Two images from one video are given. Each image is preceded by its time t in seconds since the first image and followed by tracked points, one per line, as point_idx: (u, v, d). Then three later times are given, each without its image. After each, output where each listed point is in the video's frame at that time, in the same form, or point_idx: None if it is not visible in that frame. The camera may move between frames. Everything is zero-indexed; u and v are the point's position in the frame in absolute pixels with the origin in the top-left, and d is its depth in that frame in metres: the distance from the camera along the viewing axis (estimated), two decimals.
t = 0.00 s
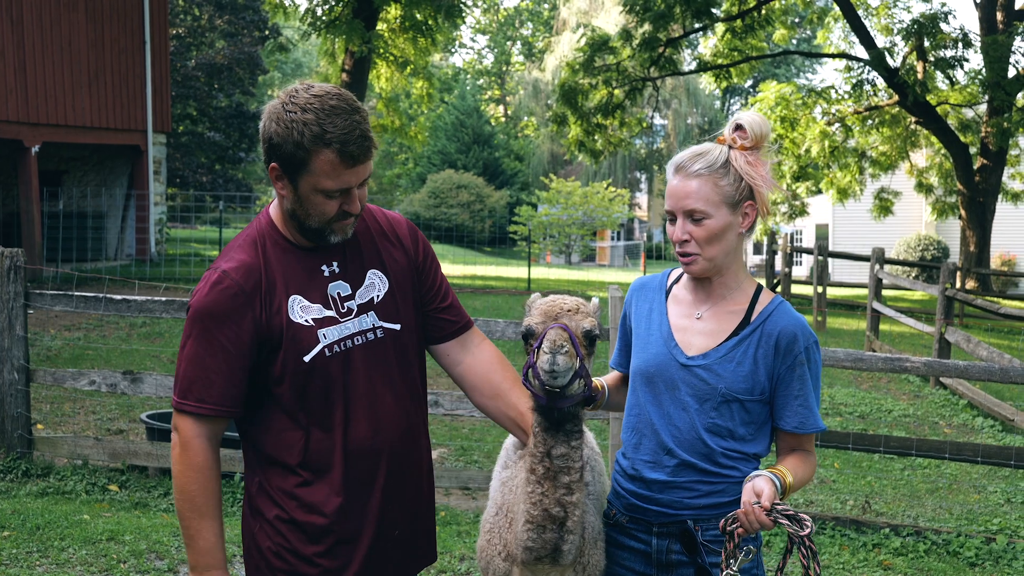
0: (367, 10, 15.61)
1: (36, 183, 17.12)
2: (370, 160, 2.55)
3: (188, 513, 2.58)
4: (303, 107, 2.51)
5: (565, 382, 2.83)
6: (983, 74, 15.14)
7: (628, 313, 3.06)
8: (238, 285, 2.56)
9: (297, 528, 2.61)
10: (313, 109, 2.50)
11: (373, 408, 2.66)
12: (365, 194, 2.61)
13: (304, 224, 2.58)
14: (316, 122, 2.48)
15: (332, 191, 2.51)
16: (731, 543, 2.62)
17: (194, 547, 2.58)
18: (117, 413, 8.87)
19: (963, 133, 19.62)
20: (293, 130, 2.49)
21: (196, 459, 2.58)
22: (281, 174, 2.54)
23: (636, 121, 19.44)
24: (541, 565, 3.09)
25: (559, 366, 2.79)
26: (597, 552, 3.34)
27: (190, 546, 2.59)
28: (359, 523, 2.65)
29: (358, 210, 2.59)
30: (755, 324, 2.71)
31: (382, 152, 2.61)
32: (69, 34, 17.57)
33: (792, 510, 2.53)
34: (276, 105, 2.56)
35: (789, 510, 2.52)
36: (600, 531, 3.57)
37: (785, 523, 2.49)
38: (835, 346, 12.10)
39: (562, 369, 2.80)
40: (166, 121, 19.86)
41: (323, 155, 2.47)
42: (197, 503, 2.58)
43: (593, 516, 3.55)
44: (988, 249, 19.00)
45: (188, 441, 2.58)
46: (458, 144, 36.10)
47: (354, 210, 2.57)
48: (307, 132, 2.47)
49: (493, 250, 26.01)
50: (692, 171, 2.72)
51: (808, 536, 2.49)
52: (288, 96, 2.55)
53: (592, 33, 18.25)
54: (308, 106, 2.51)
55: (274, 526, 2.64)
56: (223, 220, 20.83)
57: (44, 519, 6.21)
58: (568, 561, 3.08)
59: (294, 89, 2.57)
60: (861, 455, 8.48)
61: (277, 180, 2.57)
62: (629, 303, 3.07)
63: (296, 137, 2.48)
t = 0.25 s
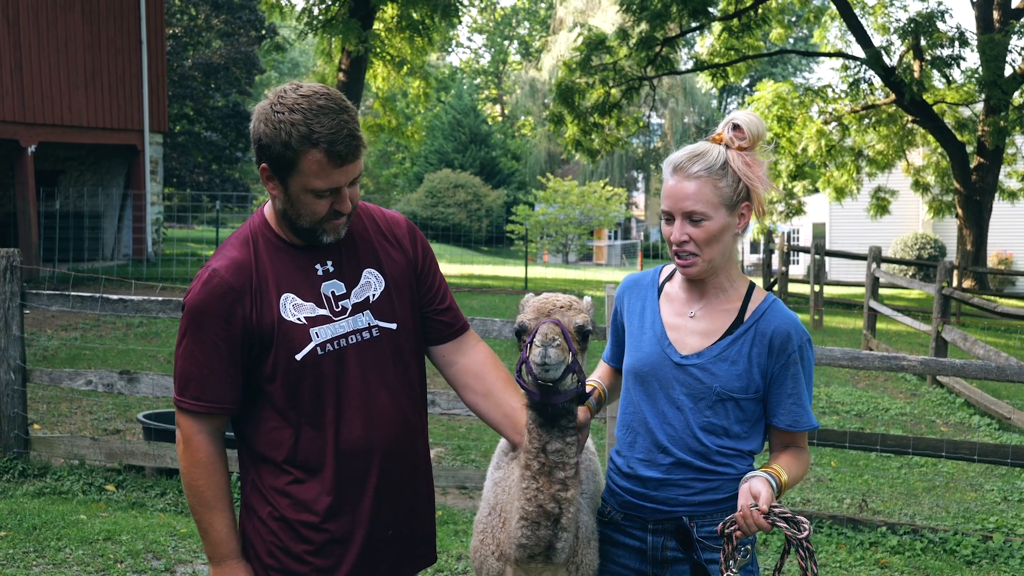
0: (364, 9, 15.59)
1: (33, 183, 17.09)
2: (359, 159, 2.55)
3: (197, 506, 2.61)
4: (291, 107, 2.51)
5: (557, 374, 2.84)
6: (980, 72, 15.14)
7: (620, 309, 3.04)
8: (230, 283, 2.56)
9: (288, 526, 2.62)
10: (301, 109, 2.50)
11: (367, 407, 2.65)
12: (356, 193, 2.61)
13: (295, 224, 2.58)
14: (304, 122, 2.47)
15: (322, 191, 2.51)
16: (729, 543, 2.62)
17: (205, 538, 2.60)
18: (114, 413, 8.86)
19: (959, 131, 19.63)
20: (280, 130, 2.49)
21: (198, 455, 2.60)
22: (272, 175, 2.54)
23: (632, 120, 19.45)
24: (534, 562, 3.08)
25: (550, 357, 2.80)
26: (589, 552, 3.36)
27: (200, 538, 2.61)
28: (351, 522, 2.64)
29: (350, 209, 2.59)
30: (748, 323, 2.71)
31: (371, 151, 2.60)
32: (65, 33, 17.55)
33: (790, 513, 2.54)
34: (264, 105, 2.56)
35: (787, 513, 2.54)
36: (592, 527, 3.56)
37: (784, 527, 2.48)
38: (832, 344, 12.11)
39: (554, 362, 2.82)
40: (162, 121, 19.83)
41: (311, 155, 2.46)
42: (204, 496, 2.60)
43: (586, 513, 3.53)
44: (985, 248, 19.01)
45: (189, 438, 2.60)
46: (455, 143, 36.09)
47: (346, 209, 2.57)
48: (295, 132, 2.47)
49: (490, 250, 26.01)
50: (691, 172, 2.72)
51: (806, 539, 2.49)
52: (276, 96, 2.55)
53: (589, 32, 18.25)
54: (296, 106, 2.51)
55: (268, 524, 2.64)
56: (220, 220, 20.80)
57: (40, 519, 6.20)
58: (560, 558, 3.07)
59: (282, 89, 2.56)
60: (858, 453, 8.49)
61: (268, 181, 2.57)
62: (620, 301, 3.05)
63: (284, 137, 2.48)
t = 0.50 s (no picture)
0: (361, 7, 15.56)
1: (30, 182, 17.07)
2: (353, 157, 2.54)
3: (193, 503, 2.59)
4: (285, 105, 2.50)
5: (541, 363, 2.74)
6: (977, 69, 15.15)
7: (615, 305, 3.03)
8: (227, 279, 2.55)
9: (285, 524, 2.61)
10: (295, 107, 2.49)
11: (366, 404, 2.65)
12: (352, 190, 2.60)
13: (292, 222, 2.57)
14: (297, 120, 2.47)
15: (317, 188, 2.50)
16: (726, 540, 2.62)
17: (203, 536, 2.59)
18: (112, 412, 8.85)
19: (957, 129, 19.65)
20: (274, 128, 2.49)
21: (197, 452, 2.58)
22: (268, 173, 2.53)
23: (630, 119, 19.45)
24: (526, 557, 2.99)
25: (530, 344, 2.68)
26: (583, 549, 3.24)
27: (200, 536, 2.60)
28: (348, 519, 2.64)
29: (346, 207, 2.59)
30: (745, 320, 2.71)
31: (366, 149, 2.59)
32: (62, 32, 17.51)
33: (789, 509, 2.50)
34: (259, 104, 2.56)
35: (786, 509, 2.50)
36: (588, 520, 3.46)
37: (780, 520, 2.47)
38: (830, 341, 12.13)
39: (535, 351, 2.70)
40: (159, 120, 19.80)
41: (304, 153, 2.46)
42: (200, 493, 2.58)
43: (580, 506, 3.43)
44: (983, 246, 19.02)
45: (187, 434, 2.58)
46: (453, 142, 36.08)
47: (341, 207, 2.56)
48: (288, 130, 2.47)
49: (488, 248, 26.03)
50: (691, 170, 2.71)
51: (803, 534, 2.46)
52: (270, 95, 2.55)
53: (587, 30, 18.24)
54: (289, 105, 2.50)
55: (264, 522, 2.64)
56: (217, 218, 20.78)
57: (39, 519, 6.19)
58: (553, 553, 2.98)
59: (277, 88, 2.56)
60: (856, 451, 8.49)
61: (264, 179, 2.56)
62: (615, 296, 3.03)
63: (277, 135, 2.48)
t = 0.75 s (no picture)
0: (360, 7, 15.54)
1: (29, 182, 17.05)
2: (356, 156, 2.54)
3: (197, 501, 2.58)
4: (287, 103, 2.50)
5: (510, 364, 2.56)
6: (976, 68, 15.15)
7: (615, 305, 3.02)
8: (230, 277, 2.55)
9: (285, 524, 2.61)
10: (297, 105, 2.49)
11: (367, 403, 2.65)
12: (354, 189, 2.60)
13: (294, 220, 2.57)
14: (300, 118, 2.47)
15: (319, 187, 2.50)
16: (731, 539, 2.62)
17: (206, 533, 2.58)
18: (111, 412, 8.84)
19: (956, 127, 19.66)
20: (276, 126, 2.48)
21: (200, 451, 2.57)
22: (271, 170, 2.53)
23: (629, 117, 19.45)
24: (520, 555, 2.96)
25: (498, 340, 2.53)
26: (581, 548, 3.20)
27: (203, 534, 2.59)
28: (348, 518, 2.64)
29: (348, 205, 2.58)
30: (747, 319, 2.71)
31: (368, 148, 2.59)
32: (61, 32, 17.49)
33: (794, 508, 2.50)
34: (262, 102, 2.55)
35: (790, 508, 2.50)
36: (582, 513, 3.41)
37: (785, 519, 2.47)
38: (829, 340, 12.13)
39: (506, 345, 2.53)
40: (158, 119, 19.78)
41: (307, 151, 2.46)
42: (203, 492, 2.56)
43: (574, 500, 3.38)
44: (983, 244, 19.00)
45: (190, 433, 2.57)
46: (452, 141, 36.07)
47: (343, 205, 2.56)
48: (291, 128, 2.46)
49: (487, 248, 26.04)
50: (691, 167, 2.71)
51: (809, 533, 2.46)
52: (273, 92, 2.54)
53: (586, 30, 18.25)
54: (293, 103, 2.50)
55: (265, 521, 2.63)
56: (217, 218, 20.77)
57: (38, 519, 6.18)
58: (547, 550, 2.94)
59: (279, 86, 2.55)
60: (856, 450, 8.49)
61: (267, 177, 2.56)
62: (615, 296, 3.03)
63: (280, 133, 2.47)
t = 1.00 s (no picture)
0: (361, 7, 15.52)
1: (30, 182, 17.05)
2: (358, 156, 2.54)
3: (199, 502, 2.56)
4: (290, 102, 2.50)
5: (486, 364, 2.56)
6: (977, 68, 15.15)
7: (616, 305, 3.02)
8: (233, 277, 2.54)
9: (286, 524, 2.60)
10: (300, 105, 2.49)
11: (370, 402, 2.65)
12: (356, 189, 2.59)
13: (297, 219, 2.57)
14: (303, 118, 2.47)
15: (321, 186, 2.49)
16: (738, 539, 2.61)
17: (208, 534, 2.57)
18: (112, 412, 8.84)
19: (957, 127, 19.64)
20: (279, 125, 2.48)
21: (203, 451, 2.56)
22: (273, 170, 2.53)
23: (630, 117, 19.44)
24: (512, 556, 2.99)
25: (475, 342, 2.52)
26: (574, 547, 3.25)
27: (205, 535, 2.57)
28: (349, 518, 2.64)
29: (350, 204, 2.58)
30: (749, 319, 2.71)
31: (370, 147, 2.59)
32: (62, 32, 17.49)
33: (801, 507, 2.49)
34: (265, 101, 2.55)
35: (798, 508, 2.49)
36: (575, 510, 3.43)
37: (793, 519, 2.46)
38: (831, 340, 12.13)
39: (483, 348, 2.54)
40: (159, 120, 19.78)
41: (309, 150, 2.45)
42: (206, 492, 2.55)
43: (566, 498, 3.40)
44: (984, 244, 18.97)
45: (192, 433, 2.56)
46: (453, 141, 36.07)
47: (346, 205, 2.56)
48: (294, 127, 2.46)
49: (488, 248, 26.04)
50: (700, 165, 2.71)
51: (818, 533, 2.44)
52: (276, 92, 2.54)
53: (587, 29, 18.24)
54: (296, 102, 2.50)
55: (266, 521, 2.63)
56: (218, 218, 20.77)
57: (39, 519, 6.18)
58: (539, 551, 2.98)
59: (282, 86, 2.55)
60: (857, 450, 8.48)
61: (270, 177, 2.56)
62: (616, 296, 3.03)
63: (283, 132, 2.47)
